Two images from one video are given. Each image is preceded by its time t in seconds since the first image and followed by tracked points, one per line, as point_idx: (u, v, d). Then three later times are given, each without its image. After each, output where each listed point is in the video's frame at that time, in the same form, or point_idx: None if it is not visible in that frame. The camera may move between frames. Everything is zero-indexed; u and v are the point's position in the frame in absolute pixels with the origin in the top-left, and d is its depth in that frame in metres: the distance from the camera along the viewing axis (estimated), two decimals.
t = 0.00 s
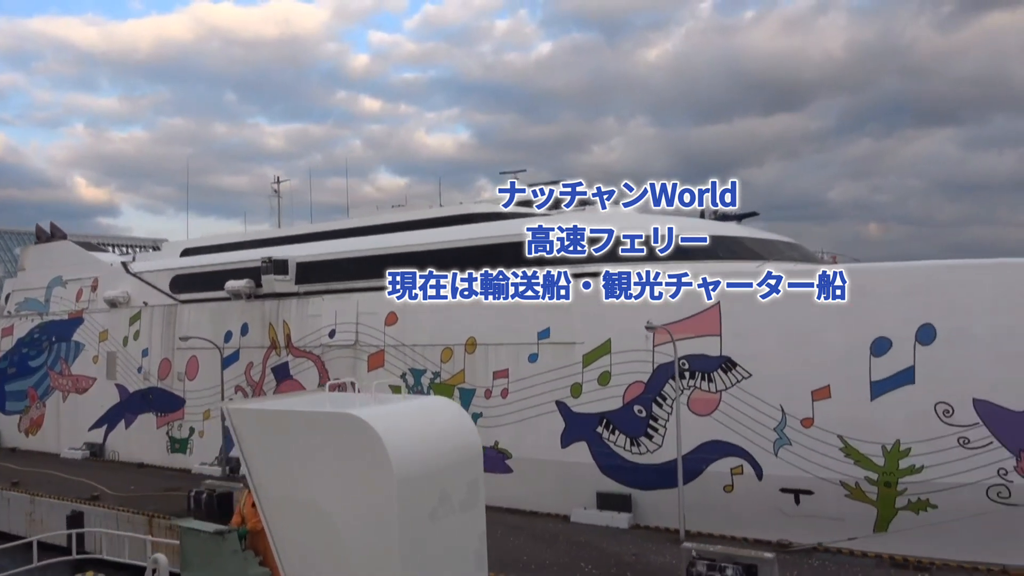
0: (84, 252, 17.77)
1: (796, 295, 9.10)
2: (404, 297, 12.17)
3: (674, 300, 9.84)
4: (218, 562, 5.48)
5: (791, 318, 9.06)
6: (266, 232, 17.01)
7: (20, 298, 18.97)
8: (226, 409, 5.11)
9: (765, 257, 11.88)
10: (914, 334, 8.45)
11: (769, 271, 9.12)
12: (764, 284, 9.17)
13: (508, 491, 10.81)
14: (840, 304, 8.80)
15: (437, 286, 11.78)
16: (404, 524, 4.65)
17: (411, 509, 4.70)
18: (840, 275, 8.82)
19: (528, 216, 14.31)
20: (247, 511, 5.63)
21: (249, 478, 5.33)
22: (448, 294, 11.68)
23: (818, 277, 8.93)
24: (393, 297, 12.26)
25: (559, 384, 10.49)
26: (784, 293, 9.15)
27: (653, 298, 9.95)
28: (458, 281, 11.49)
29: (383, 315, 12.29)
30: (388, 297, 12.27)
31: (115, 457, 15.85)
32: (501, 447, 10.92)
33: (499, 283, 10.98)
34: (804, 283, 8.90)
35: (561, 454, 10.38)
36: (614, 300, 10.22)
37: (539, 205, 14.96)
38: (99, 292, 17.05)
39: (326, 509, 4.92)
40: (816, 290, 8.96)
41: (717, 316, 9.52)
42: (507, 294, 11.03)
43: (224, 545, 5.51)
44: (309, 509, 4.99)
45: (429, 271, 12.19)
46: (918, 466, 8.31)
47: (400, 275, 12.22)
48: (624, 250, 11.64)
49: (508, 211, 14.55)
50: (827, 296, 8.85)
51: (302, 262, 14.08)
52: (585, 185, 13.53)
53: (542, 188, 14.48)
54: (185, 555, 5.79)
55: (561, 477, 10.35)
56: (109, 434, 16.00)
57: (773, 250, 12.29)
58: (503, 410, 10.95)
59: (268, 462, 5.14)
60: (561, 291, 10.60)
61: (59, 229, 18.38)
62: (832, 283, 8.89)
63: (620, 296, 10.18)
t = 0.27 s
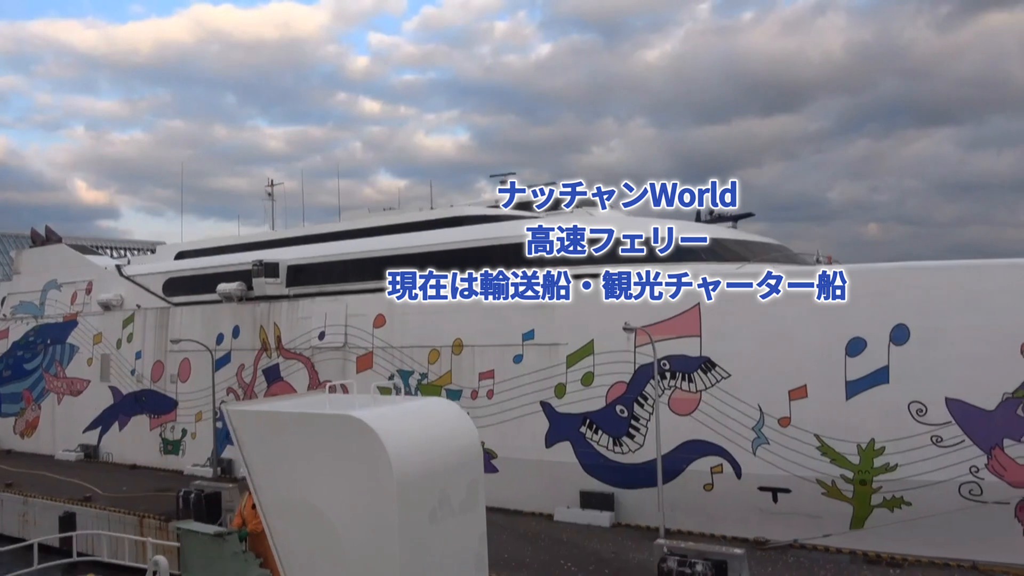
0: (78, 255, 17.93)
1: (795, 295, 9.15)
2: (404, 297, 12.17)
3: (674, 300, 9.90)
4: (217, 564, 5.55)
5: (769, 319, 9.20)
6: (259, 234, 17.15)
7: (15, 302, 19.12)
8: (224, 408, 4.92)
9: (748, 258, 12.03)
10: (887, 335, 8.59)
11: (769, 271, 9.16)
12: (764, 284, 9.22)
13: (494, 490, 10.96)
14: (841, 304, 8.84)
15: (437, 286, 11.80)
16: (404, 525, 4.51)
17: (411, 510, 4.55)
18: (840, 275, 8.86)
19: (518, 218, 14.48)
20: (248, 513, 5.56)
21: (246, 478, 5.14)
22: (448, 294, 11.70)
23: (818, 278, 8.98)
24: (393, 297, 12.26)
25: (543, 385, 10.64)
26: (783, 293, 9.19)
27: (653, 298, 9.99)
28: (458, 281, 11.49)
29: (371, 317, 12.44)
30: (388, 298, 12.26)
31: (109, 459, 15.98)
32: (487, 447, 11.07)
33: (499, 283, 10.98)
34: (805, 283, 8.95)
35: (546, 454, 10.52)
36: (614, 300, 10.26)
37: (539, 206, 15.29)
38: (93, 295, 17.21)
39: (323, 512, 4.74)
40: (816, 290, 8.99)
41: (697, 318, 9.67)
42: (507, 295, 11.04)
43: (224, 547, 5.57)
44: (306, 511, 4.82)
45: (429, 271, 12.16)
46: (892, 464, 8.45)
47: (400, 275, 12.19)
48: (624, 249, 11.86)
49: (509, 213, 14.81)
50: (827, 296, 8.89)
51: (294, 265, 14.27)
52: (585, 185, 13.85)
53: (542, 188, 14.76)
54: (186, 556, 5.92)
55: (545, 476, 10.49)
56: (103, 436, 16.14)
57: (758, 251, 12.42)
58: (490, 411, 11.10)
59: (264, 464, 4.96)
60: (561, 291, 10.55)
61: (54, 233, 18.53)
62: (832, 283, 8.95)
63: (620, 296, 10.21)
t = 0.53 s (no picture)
0: (74, 256, 18.09)
1: (795, 294, 9.22)
2: (404, 296, 12.22)
3: (674, 300, 9.94)
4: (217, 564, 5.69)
5: (750, 320, 9.35)
6: (253, 236, 17.31)
7: (11, 303, 19.28)
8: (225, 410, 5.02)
9: (742, 260, 12.30)
10: (863, 337, 8.74)
11: (769, 271, 9.23)
12: (765, 284, 9.27)
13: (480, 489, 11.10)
14: (841, 304, 8.89)
15: (437, 286, 11.82)
16: (404, 525, 4.60)
17: (411, 510, 4.64)
18: (840, 275, 8.95)
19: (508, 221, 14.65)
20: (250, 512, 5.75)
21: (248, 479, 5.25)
22: (448, 294, 11.73)
23: (818, 277, 9.04)
24: (393, 297, 12.31)
25: (529, 386, 10.77)
26: (783, 293, 9.25)
27: (653, 298, 10.05)
28: (458, 281, 11.52)
29: (361, 318, 12.58)
30: (388, 298, 12.29)
31: (103, 459, 16.12)
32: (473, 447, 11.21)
33: (499, 283, 11.00)
34: (804, 283, 9.00)
35: (531, 454, 10.66)
36: (614, 300, 10.30)
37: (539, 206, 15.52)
38: (89, 296, 17.38)
39: (323, 512, 4.84)
40: (816, 290, 9.06)
41: (678, 320, 9.83)
42: (507, 295, 11.06)
43: (224, 548, 5.70)
44: (306, 511, 4.91)
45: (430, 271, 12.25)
46: (868, 464, 8.57)
47: (400, 275, 12.26)
48: (624, 249, 12.06)
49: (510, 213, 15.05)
50: (827, 296, 8.95)
51: (285, 267, 14.52)
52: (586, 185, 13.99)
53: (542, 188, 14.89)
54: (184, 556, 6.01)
55: (531, 476, 10.63)
56: (97, 437, 16.28)
57: (747, 254, 12.64)
58: (477, 411, 11.23)
59: (266, 464, 5.07)
60: (561, 291, 10.63)
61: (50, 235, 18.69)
62: (832, 283, 9.02)
63: (620, 296, 10.25)
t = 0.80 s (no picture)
0: (69, 257, 18.25)
1: (796, 295, 9.20)
2: (404, 297, 12.22)
3: (674, 300, 9.86)
4: (218, 565, 6.05)
5: (730, 322, 9.47)
6: (246, 239, 17.49)
7: (7, 304, 19.45)
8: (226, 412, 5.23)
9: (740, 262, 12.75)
10: (840, 338, 8.87)
11: (770, 271, 9.22)
12: (764, 284, 9.27)
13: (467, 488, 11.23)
14: (840, 304, 8.90)
15: (437, 286, 11.80)
16: (403, 525, 4.75)
17: (412, 511, 4.79)
18: (841, 275, 8.92)
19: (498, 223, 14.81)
20: (251, 514, 5.94)
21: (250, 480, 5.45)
22: (448, 294, 11.71)
23: (819, 277, 9.01)
24: (393, 297, 12.30)
25: (514, 386, 10.91)
26: (783, 293, 9.26)
27: (653, 298, 10.02)
28: (458, 281, 11.49)
29: (350, 319, 12.72)
30: (388, 298, 12.27)
31: (97, 458, 16.27)
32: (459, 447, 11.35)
33: (498, 283, 10.98)
34: (804, 283, 9.02)
35: (516, 454, 10.79)
36: (614, 300, 10.34)
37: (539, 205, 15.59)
38: (84, 297, 17.55)
39: (325, 512, 5.01)
40: (816, 290, 9.08)
41: (659, 321, 9.96)
42: (507, 294, 11.06)
43: (225, 547, 6.04)
44: (307, 511, 5.09)
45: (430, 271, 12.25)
46: (844, 463, 8.71)
47: (400, 275, 12.25)
48: (624, 250, 12.34)
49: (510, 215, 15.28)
50: (827, 296, 8.96)
51: (277, 269, 14.69)
52: (586, 186, 14.09)
53: (543, 187, 14.89)
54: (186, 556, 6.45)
55: (516, 475, 10.77)
56: (92, 437, 16.43)
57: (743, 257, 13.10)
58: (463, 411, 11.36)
59: (266, 465, 5.26)
60: (561, 291, 10.72)
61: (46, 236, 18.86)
62: (832, 283, 9.00)
63: (620, 296, 10.25)
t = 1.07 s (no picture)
0: (62, 259, 18.38)
1: (795, 294, 9.27)
2: (404, 297, 12.24)
3: (674, 300, 9.88)
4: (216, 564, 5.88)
5: (710, 322, 9.60)
6: (239, 240, 17.64)
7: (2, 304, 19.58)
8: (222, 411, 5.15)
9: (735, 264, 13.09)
10: (815, 339, 9.02)
11: (770, 271, 9.25)
12: (764, 284, 9.31)
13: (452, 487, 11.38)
14: (840, 304, 8.94)
15: (437, 286, 11.82)
16: (404, 525, 4.69)
17: (411, 511, 4.72)
18: (841, 275, 8.94)
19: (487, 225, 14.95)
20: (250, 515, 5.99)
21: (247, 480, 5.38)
22: (448, 294, 11.75)
23: (819, 277, 9.05)
24: (393, 297, 12.31)
25: (499, 386, 11.05)
26: (782, 293, 9.29)
27: (653, 298, 10.01)
28: (458, 281, 11.54)
29: (338, 320, 12.85)
30: (388, 298, 12.29)
31: (90, 458, 16.41)
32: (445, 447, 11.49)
33: (499, 283, 11.00)
34: (805, 283, 9.06)
35: (501, 453, 10.93)
36: (614, 300, 10.33)
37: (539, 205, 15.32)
38: (77, 298, 17.70)
39: (323, 513, 4.93)
40: (816, 290, 9.11)
41: (640, 323, 10.11)
42: (507, 294, 11.09)
43: (223, 548, 5.92)
44: (306, 512, 5.00)
45: (429, 271, 12.26)
46: (819, 462, 8.86)
47: (400, 275, 12.27)
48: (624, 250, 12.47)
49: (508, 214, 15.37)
50: (828, 296, 8.98)
51: (266, 270, 14.82)
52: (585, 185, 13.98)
53: (542, 187, 14.51)
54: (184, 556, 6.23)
55: (499, 474, 10.92)
56: (84, 437, 16.56)
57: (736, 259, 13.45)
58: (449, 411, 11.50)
59: (263, 465, 5.18)
60: (561, 291, 10.76)
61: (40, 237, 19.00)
62: (832, 283, 9.03)
63: (620, 296, 10.25)
